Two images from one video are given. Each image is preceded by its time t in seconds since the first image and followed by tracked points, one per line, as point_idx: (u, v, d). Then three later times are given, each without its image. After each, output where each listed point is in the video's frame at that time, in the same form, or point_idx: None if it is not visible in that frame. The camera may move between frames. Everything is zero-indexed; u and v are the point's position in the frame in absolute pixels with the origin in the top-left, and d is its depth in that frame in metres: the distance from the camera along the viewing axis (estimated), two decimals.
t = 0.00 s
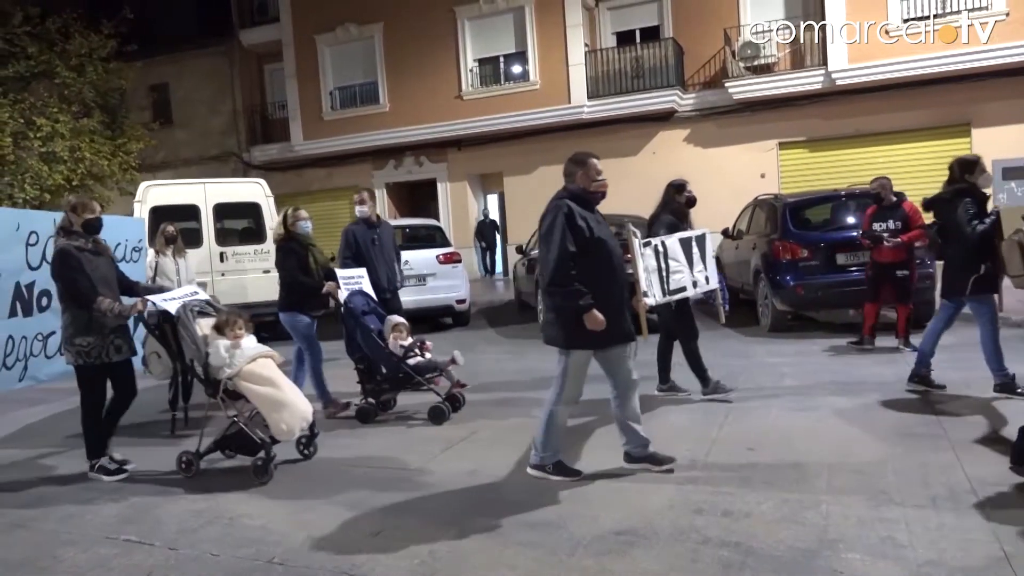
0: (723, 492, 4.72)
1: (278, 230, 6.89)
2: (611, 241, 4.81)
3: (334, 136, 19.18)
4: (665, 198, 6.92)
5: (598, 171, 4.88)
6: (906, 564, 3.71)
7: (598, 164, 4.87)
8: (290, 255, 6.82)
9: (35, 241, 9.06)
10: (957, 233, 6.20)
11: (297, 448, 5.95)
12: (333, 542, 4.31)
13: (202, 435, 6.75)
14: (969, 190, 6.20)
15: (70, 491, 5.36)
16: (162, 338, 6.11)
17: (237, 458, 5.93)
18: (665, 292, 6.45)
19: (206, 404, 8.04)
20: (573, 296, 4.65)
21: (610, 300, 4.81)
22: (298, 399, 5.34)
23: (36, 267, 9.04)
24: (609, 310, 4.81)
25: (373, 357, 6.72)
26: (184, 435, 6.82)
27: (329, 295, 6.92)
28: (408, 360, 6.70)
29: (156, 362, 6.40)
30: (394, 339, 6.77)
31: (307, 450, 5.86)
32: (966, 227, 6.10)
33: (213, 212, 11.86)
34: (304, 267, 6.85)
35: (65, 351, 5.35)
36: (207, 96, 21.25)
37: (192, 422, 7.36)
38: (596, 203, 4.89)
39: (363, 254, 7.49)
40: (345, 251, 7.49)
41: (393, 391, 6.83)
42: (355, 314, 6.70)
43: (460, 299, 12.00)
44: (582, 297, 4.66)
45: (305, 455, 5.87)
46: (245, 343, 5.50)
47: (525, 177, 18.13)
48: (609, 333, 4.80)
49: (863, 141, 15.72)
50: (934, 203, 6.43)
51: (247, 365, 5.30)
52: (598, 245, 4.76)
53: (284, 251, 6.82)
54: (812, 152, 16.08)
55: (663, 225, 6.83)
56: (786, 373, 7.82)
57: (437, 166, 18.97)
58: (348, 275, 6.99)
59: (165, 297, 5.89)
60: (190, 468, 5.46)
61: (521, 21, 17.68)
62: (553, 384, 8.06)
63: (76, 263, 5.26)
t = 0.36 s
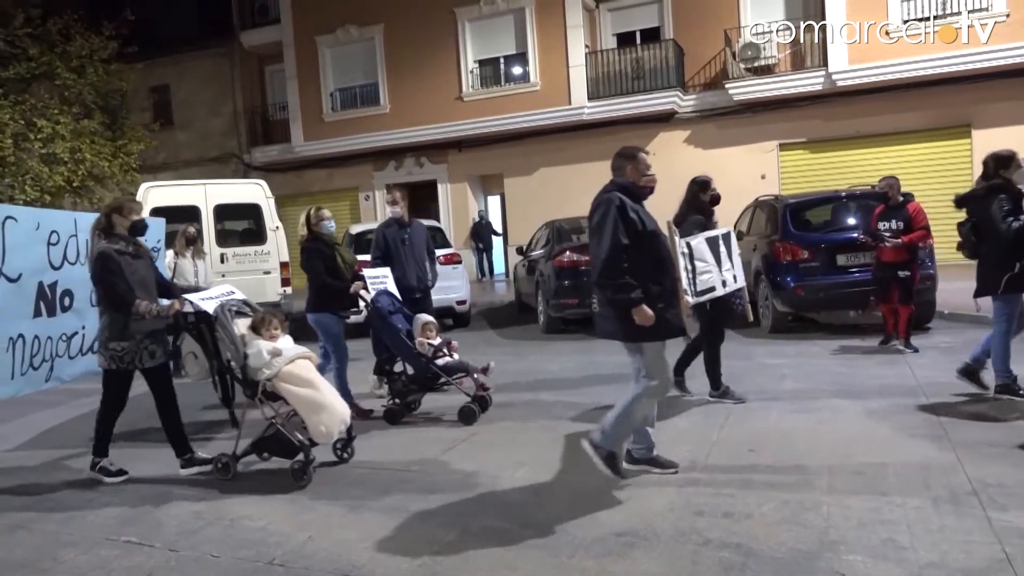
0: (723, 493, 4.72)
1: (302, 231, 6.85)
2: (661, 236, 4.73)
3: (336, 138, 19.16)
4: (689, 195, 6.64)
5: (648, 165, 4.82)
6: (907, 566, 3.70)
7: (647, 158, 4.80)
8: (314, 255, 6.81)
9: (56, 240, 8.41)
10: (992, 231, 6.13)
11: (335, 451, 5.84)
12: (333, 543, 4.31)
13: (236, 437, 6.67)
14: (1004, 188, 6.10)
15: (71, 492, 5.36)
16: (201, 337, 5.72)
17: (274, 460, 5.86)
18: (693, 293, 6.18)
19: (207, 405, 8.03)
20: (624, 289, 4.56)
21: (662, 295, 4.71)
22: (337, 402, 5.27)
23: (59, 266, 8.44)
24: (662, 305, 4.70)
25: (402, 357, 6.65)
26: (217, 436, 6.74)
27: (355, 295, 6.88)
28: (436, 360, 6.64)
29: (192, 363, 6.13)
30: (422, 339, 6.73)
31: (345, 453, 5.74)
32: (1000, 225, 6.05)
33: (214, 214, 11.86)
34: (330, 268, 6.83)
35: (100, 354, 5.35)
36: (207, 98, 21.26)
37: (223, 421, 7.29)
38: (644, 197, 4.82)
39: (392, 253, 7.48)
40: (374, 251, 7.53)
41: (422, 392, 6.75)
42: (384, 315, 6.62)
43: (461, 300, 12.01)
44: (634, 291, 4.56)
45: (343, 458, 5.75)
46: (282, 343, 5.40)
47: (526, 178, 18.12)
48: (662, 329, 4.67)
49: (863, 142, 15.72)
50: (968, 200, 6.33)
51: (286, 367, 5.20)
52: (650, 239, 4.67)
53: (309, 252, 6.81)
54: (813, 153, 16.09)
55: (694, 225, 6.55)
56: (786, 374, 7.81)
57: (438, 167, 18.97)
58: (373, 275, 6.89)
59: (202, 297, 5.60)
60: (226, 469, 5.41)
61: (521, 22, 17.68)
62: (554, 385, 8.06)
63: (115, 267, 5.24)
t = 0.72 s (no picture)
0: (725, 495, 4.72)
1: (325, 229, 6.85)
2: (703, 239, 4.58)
3: (338, 138, 19.16)
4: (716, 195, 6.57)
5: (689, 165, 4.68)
6: (909, 568, 3.69)
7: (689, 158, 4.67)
8: (338, 252, 6.80)
9: (83, 239, 8.78)
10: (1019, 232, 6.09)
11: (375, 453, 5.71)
12: (334, 544, 4.30)
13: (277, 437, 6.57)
14: None
15: (72, 492, 5.36)
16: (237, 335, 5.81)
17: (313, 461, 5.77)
18: (727, 292, 6.14)
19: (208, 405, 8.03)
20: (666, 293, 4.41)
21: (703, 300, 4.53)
22: (380, 403, 5.15)
23: (86, 264, 8.76)
24: (703, 311, 4.53)
25: (432, 357, 6.57)
26: (255, 436, 6.64)
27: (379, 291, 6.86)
28: (467, 360, 6.58)
29: (230, 363, 6.07)
30: (450, 340, 6.65)
31: (385, 455, 5.62)
32: None
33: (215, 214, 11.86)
34: (354, 264, 6.81)
35: (168, 350, 5.22)
36: (209, 98, 21.28)
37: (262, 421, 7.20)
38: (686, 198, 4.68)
39: (417, 252, 7.44)
40: (398, 250, 7.45)
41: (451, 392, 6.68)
42: (413, 314, 6.49)
43: (462, 300, 12.01)
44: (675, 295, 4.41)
45: (384, 460, 5.63)
46: (323, 343, 5.30)
47: (527, 178, 18.13)
48: (704, 336, 4.50)
49: (865, 144, 15.71)
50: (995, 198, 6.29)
51: (328, 367, 5.12)
52: (691, 242, 4.51)
53: (333, 251, 6.81)
54: (814, 155, 16.09)
55: (723, 225, 6.45)
56: (787, 376, 7.81)
57: (439, 168, 18.98)
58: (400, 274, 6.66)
59: (243, 296, 5.50)
60: (267, 471, 5.34)
61: (523, 23, 17.69)
62: (556, 386, 8.05)
63: (184, 258, 5.26)
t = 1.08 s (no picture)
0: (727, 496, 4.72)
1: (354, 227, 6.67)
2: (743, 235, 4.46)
3: (340, 139, 19.17)
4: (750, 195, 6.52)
5: (724, 158, 4.59)
6: (911, 569, 3.69)
7: (723, 151, 4.57)
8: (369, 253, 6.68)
9: (108, 239, 6.88)
10: None
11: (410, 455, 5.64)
12: (336, 543, 4.31)
13: (308, 437, 6.57)
14: None
15: (74, 492, 5.36)
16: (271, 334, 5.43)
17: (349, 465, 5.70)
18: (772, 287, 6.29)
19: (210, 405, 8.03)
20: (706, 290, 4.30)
21: (744, 298, 4.43)
22: (418, 403, 5.07)
23: (111, 265, 6.88)
24: (743, 309, 4.43)
25: (461, 355, 6.63)
26: (283, 437, 6.62)
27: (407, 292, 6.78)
28: (495, 359, 6.54)
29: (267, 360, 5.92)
30: (479, 340, 6.61)
31: (422, 457, 5.54)
32: None
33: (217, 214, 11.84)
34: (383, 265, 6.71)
35: (226, 344, 4.91)
36: (212, 98, 21.31)
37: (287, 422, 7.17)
38: (723, 191, 4.58)
39: (438, 253, 7.52)
40: (419, 251, 7.48)
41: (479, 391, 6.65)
42: (442, 314, 6.64)
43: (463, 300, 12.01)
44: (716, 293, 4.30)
45: (420, 462, 5.55)
46: (366, 344, 5.12)
47: (529, 179, 18.14)
48: (743, 335, 4.41)
49: (868, 144, 15.69)
50: None
51: (366, 366, 4.97)
52: (732, 237, 4.39)
53: (361, 249, 6.68)
54: (817, 155, 16.08)
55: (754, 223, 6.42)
56: (789, 377, 7.80)
57: (441, 168, 18.99)
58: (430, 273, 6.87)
59: (280, 293, 5.18)
60: (303, 473, 5.26)
61: (525, 23, 17.68)
62: (557, 387, 8.06)
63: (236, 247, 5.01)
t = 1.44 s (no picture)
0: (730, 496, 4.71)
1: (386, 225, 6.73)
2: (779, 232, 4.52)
3: (342, 138, 19.18)
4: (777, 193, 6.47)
5: (758, 156, 4.62)
6: (915, 570, 3.68)
7: (757, 149, 4.59)
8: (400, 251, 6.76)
9: (125, 239, 6.86)
10: None
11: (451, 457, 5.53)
12: (339, 543, 4.31)
13: (334, 437, 6.57)
14: None
15: (77, 491, 5.37)
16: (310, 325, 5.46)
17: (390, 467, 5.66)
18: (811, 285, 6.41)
19: (213, 404, 8.04)
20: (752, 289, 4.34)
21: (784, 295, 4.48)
22: (462, 405, 5.03)
23: (129, 265, 6.87)
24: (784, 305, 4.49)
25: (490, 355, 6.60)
26: (308, 437, 6.63)
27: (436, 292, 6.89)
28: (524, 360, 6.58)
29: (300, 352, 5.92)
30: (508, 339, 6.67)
31: (462, 460, 5.43)
32: None
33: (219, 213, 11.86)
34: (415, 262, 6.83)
35: (250, 348, 4.82)
36: (214, 97, 21.33)
37: (307, 421, 7.19)
38: (758, 188, 4.61)
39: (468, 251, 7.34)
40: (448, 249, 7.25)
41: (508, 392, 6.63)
42: (471, 312, 6.54)
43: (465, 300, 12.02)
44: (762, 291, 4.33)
45: (462, 466, 5.44)
46: (404, 342, 5.10)
47: (531, 178, 18.14)
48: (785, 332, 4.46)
49: (872, 145, 15.66)
50: None
51: (410, 366, 4.96)
52: (771, 234, 4.44)
53: (393, 246, 6.75)
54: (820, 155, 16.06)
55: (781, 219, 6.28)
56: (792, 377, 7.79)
57: (443, 167, 18.99)
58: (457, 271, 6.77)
59: (322, 292, 5.17)
60: (343, 477, 5.19)
61: (528, 23, 17.67)
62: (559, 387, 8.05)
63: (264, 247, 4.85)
